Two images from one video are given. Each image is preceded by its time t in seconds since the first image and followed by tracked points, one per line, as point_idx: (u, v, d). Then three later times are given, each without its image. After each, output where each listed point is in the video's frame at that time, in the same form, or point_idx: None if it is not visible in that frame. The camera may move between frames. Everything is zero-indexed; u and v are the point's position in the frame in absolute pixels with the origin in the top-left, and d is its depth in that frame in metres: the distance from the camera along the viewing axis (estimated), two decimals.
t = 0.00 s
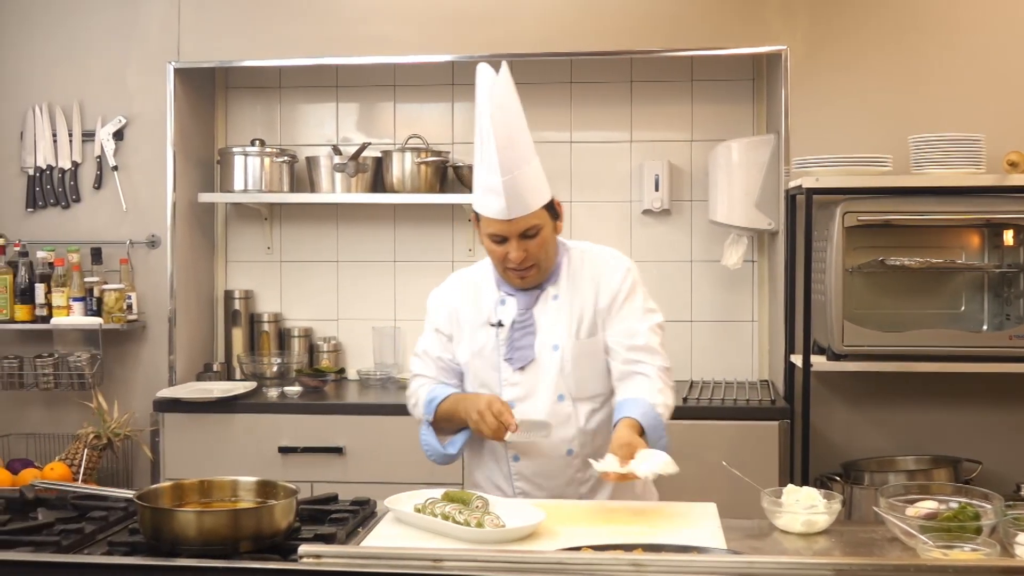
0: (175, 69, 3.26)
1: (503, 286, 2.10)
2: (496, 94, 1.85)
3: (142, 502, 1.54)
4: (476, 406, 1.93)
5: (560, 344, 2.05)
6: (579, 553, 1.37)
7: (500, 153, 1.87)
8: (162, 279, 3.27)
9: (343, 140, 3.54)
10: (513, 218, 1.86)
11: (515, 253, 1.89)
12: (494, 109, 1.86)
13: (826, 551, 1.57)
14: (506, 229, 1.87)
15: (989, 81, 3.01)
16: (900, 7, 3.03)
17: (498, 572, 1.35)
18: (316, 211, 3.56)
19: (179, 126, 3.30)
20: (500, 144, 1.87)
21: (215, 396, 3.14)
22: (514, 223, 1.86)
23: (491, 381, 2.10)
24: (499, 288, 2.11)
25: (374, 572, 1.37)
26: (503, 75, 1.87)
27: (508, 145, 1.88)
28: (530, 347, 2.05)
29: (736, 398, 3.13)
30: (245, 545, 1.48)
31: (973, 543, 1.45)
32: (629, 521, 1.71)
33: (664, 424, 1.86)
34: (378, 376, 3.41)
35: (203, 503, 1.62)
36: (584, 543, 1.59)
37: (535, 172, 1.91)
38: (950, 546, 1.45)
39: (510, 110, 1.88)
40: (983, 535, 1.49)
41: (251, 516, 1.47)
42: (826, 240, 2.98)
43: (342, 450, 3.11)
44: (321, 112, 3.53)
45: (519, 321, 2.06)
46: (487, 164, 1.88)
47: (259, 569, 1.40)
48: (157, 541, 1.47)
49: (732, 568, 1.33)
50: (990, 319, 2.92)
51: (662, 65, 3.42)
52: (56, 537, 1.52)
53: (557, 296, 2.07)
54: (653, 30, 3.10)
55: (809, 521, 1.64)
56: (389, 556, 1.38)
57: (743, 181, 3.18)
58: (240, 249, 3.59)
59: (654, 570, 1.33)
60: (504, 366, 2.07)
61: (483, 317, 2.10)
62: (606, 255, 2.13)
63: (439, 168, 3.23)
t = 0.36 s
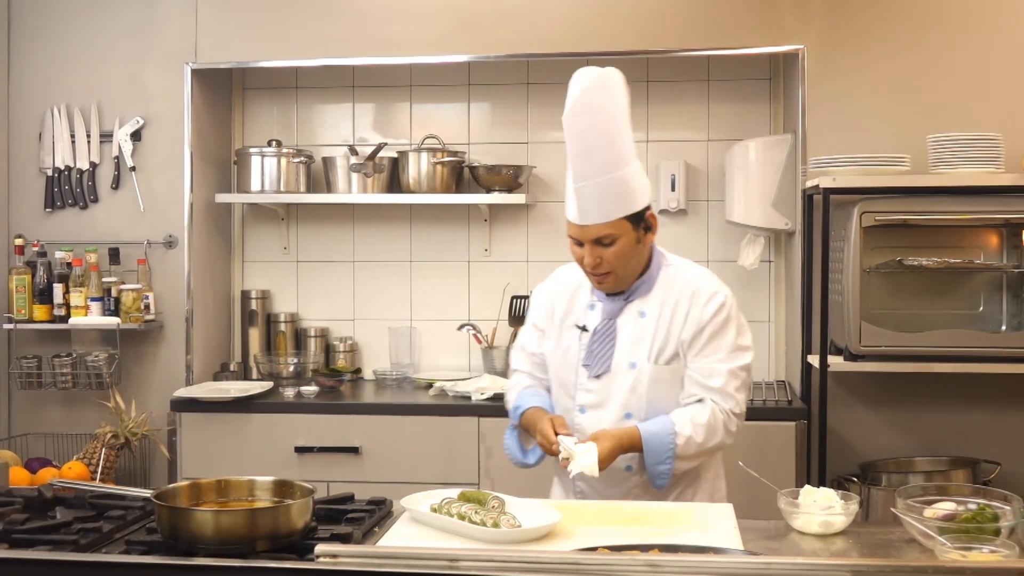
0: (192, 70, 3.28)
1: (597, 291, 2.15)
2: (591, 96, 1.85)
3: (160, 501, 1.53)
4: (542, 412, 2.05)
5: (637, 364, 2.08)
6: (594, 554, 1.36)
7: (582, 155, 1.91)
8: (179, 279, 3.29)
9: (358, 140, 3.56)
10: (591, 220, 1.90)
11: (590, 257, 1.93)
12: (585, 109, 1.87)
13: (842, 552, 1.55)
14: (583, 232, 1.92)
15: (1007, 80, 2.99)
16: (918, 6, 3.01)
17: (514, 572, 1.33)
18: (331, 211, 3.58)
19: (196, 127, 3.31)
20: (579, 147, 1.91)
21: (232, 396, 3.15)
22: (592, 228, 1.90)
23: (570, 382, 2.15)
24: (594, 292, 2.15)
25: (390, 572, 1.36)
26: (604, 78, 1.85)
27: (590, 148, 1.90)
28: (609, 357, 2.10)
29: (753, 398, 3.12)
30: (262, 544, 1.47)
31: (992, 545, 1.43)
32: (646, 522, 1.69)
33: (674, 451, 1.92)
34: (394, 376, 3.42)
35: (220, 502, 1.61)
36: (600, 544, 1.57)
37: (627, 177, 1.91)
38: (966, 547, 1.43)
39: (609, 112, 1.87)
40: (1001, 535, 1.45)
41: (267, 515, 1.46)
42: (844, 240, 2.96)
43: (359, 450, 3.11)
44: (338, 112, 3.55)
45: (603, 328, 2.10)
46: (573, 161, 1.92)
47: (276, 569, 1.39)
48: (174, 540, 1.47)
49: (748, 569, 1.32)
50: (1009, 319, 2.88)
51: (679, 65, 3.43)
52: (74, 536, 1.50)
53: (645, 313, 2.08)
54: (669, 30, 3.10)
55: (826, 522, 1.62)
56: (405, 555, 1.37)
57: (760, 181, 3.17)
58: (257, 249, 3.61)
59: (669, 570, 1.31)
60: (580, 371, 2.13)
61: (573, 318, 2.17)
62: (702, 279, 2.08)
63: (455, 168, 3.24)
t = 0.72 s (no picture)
0: (201, 70, 3.28)
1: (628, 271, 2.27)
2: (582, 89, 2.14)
3: (169, 501, 1.53)
4: (560, 398, 2.33)
5: (625, 343, 2.16)
6: (603, 553, 1.36)
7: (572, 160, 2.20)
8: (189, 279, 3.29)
9: (368, 140, 3.57)
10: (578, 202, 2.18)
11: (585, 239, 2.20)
12: (566, 115, 2.19)
13: (852, 552, 1.55)
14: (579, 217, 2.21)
15: (1017, 79, 2.98)
16: (928, 5, 3.01)
17: (522, 573, 1.33)
18: (340, 211, 3.59)
19: (206, 126, 3.32)
20: (569, 154, 2.21)
21: (242, 395, 3.15)
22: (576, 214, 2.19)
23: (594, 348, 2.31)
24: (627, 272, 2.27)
25: (399, 571, 1.36)
26: (580, 87, 2.16)
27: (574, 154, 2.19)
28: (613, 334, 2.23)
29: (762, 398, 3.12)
30: (270, 544, 1.47)
31: (1001, 546, 1.41)
32: (654, 522, 1.68)
33: (696, 437, 1.88)
34: (403, 376, 3.42)
35: (229, 502, 1.61)
36: (607, 544, 1.57)
37: (597, 177, 2.11)
38: (977, 548, 1.42)
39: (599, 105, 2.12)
40: (1012, 535, 1.44)
41: (275, 515, 1.46)
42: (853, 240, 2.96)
43: (367, 450, 3.11)
44: (347, 112, 3.56)
45: (614, 305, 2.23)
46: (570, 150, 2.22)
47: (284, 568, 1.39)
48: (184, 540, 1.47)
49: (756, 569, 1.31)
50: (1018, 318, 2.86)
51: (688, 65, 3.43)
52: (84, 535, 1.51)
53: (642, 299, 2.14)
54: (677, 30, 3.09)
55: (835, 522, 1.62)
56: (413, 555, 1.37)
57: (768, 180, 3.17)
58: (266, 249, 3.63)
59: (677, 570, 1.31)
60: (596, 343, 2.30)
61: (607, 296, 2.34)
62: (709, 274, 2.06)
63: (464, 168, 3.24)
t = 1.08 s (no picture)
0: (202, 70, 3.29)
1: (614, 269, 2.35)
2: (561, 105, 2.26)
3: (169, 501, 1.53)
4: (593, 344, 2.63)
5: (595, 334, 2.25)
6: (603, 553, 1.36)
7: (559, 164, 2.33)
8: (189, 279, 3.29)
9: (368, 140, 3.57)
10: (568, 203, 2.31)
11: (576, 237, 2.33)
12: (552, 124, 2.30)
13: (852, 552, 1.55)
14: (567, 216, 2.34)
15: (1017, 79, 2.98)
16: (928, 6, 3.01)
17: (522, 573, 1.33)
18: (340, 211, 3.59)
19: (206, 126, 3.32)
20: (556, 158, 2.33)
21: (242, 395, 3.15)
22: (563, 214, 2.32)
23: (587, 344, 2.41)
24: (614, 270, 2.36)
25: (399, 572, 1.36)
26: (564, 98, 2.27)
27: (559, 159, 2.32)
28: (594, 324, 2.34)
29: (762, 398, 3.12)
30: (270, 544, 1.47)
31: (1001, 546, 1.41)
32: (655, 522, 1.68)
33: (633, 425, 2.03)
34: (403, 376, 3.42)
35: (229, 502, 1.61)
36: (607, 544, 1.57)
37: (576, 184, 2.24)
38: (977, 548, 1.42)
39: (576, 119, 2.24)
40: (1012, 535, 1.44)
41: (276, 515, 1.46)
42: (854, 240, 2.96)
43: (368, 450, 3.11)
44: (348, 112, 3.56)
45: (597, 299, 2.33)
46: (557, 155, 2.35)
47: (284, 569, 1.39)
48: (184, 540, 1.47)
49: (757, 569, 1.31)
50: (1019, 318, 2.86)
51: (688, 65, 3.43)
52: (84, 535, 1.51)
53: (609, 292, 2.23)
54: (677, 30, 3.10)
55: (835, 522, 1.62)
56: (414, 555, 1.37)
57: (769, 181, 3.17)
58: (267, 249, 3.63)
59: (678, 570, 1.31)
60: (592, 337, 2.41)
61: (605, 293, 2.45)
62: (659, 266, 2.12)
63: (464, 168, 3.24)
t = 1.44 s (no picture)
0: (201, 70, 3.29)
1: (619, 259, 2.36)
2: (573, 98, 2.27)
3: (169, 500, 1.53)
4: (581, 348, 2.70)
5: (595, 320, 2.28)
6: (603, 553, 1.36)
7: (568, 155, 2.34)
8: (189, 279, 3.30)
9: (368, 140, 3.57)
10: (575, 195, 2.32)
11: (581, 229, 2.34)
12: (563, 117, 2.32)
13: (852, 552, 1.55)
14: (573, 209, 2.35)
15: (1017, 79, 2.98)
16: (928, 5, 3.01)
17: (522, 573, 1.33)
18: (340, 211, 3.59)
19: (206, 126, 3.32)
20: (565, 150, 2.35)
21: (242, 395, 3.15)
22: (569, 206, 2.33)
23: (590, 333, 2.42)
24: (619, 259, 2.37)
25: (399, 572, 1.35)
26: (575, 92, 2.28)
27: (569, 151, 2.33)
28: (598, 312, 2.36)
29: (762, 398, 3.12)
30: (270, 544, 1.47)
31: (1001, 546, 1.41)
32: (654, 522, 1.68)
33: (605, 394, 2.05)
34: (403, 376, 3.42)
35: (229, 502, 1.61)
36: (606, 544, 1.57)
37: (585, 176, 2.25)
38: (977, 548, 1.42)
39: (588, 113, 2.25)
40: (1012, 535, 1.44)
41: (275, 514, 1.46)
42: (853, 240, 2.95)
43: (368, 450, 3.11)
44: (347, 113, 3.56)
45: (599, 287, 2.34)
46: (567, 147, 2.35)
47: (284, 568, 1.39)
48: (183, 539, 1.47)
49: (757, 569, 1.31)
50: (1018, 318, 2.86)
51: (687, 65, 3.43)
52: (84, 535, 1.51)
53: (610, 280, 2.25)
54: (677, 30, 3.10)
55: (835, 522, 1.62)
56: (414, 555, 1.37)
57: (768, 180, 3.17)
58: (267, 249, 3.63)
59: (678, 571, 1.31)
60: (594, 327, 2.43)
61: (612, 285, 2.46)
62: (656, 252, 2.13)
63: (464, 168, 3.24)
